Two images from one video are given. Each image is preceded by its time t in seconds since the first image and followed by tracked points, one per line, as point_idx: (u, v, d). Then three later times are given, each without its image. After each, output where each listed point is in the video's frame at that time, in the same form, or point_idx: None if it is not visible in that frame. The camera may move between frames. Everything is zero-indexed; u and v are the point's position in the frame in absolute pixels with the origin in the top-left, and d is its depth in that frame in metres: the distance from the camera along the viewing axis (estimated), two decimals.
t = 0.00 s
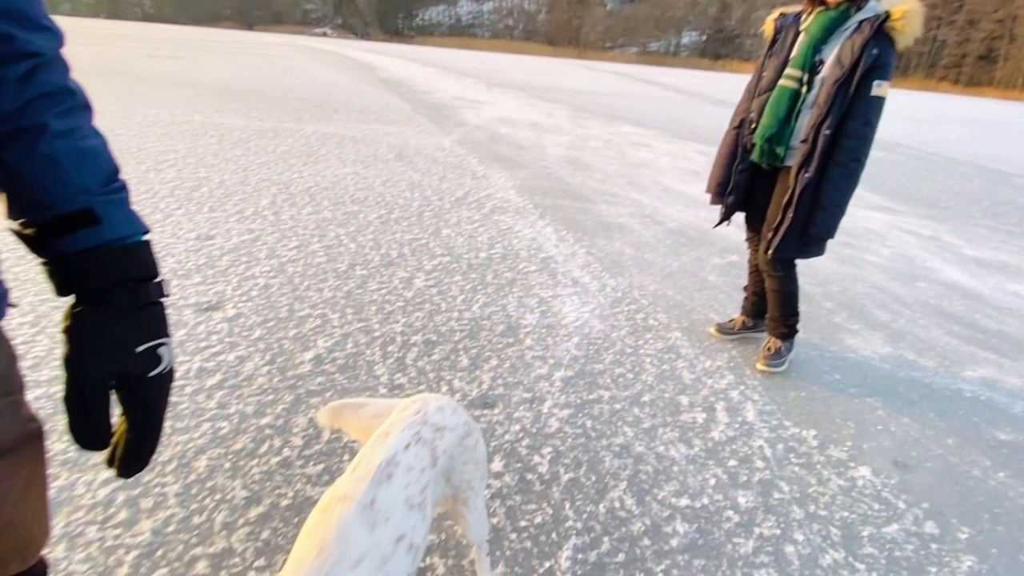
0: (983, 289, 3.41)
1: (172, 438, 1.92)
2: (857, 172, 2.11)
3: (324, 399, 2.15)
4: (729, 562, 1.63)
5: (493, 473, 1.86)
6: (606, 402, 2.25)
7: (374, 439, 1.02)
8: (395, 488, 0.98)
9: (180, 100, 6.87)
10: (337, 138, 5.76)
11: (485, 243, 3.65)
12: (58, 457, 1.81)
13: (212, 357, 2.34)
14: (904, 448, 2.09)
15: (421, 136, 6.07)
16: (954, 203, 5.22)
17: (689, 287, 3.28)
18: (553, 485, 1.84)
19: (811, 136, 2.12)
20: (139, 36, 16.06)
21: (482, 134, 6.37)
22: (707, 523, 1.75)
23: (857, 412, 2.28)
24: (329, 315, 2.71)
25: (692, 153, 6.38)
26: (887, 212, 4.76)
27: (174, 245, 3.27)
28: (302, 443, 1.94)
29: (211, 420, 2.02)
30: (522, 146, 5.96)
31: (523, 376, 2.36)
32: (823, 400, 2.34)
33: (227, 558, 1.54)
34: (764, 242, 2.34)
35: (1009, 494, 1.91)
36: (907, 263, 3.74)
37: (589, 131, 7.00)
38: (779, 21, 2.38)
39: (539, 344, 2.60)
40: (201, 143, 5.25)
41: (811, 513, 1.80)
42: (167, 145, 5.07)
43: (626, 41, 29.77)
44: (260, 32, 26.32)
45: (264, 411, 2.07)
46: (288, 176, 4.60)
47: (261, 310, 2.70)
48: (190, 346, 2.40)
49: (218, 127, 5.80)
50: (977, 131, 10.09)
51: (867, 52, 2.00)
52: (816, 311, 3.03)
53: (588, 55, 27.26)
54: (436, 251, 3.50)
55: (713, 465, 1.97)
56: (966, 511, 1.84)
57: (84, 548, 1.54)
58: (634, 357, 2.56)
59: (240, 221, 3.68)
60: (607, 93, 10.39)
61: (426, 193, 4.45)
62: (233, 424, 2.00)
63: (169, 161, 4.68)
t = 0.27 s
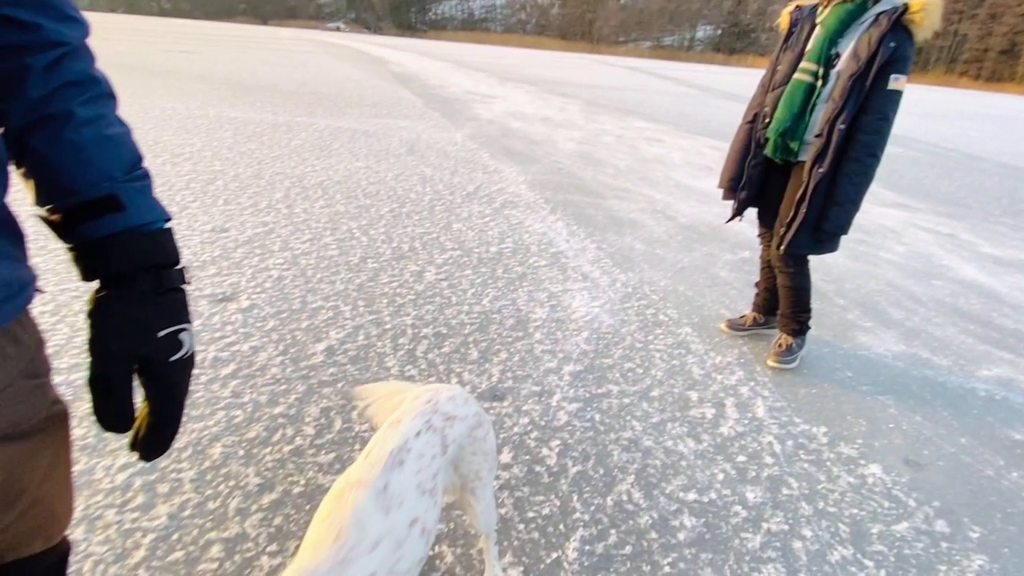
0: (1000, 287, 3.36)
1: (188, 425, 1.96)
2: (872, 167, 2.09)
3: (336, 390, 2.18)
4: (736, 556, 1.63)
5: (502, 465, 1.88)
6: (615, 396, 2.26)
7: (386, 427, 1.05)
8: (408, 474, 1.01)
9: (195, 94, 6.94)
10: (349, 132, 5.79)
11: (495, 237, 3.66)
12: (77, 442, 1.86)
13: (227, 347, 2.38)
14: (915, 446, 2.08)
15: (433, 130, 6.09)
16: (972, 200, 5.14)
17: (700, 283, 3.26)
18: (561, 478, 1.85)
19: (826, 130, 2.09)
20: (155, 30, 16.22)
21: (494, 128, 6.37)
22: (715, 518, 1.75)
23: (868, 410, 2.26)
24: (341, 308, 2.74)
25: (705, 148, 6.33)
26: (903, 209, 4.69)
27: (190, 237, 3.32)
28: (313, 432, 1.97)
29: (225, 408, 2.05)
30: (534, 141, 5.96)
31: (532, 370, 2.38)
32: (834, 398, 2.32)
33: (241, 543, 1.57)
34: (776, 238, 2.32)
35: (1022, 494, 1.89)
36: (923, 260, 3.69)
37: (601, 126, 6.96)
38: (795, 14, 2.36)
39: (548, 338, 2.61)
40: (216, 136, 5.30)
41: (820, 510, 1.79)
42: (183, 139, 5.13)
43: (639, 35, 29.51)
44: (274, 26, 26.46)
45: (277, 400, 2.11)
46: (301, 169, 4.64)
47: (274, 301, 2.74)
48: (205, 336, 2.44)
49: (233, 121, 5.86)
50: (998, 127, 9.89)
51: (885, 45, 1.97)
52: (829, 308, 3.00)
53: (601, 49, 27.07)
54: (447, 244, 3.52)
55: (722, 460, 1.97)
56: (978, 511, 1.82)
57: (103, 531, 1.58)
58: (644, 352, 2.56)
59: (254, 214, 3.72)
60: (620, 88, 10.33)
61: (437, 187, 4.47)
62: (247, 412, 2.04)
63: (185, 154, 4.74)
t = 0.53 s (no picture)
0: (1018, 286, 3.31)
1: (203, 413, 2.00)
2: (887, 162, 2.07)
3: (347, 380, 2.21)
4: (743, 550, 1.64)
5: (510, 456, 1.89)
6: (624, 390, 2.26)
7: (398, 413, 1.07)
8: (420, 458, 1.04)
9: (211, 88, 7.01)
10: (362, 127, 5.82)
11: (506, 231, 3.67)
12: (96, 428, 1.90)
13: (241, 337, 2.42)
14: (927, 444, 2.06)
15: (445, 125, 6.10)
16: (991, 197, 5.05)
17: (711, 278, 3.25)
18: (569, 470, 1.86)
19: (841, 125, 2.07)
20: (170, 24, 16.37)
21: (506, 123, 6.36)
22: (722, 512, 1.76)
23: (880, 407, 2.25)
24: (353, 300, 2.77)
25: (718, 143, 6.28)
26: (920, 206, 4.63)
27: (205, 229, 3.36)
28: (325, 421, 2.00)
29: (240, 397, 2.09)
30: (545, 135, 5.95)
31: (541, 363, 2.39)
32: (845, 395, 2.31)
33: (254, 528, 1.60)
34: (788, 233, 2.31)
35: None
36: (939, 258, 3.64)
37: (613, 120, 6.93)
38: (810, 7, 2.34)
39: (558, 332, 2.61)
40: (231, 130, 5.36)
41: (828, 506, 1.79)
42: (198, 132, 5.19)
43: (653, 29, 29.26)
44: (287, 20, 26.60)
45: (290, 389, 2.14)
46: (314, 163, 4.67)
47: (288, 293, 2.77)
48: (219, 326, 2.48)
49: (248, 115, 5.92)
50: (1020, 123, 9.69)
51: (903, 37, 1.95)
52: (842, 304, 2.98)
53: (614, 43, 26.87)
54: (458, 238, 3.53)
55: (730, 455, 1.98)
56: (990, 509, 1.81)
57: (121, 514, 1.62)
58: (653, 347, 2.56)
59: (268, 207, 3.76)
60: (633, 83, 10.26)
61: (449, 181, 4.48)
62: (261, 401, 2.07)
63: (200, 148, 4.80)
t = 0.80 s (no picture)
0: None
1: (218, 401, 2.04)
2: (902, 157, 2.05)
3: (359, 371, 2.24)
4: (750, 544, 1.64)
5: (519, 447, 1.91)
6: (633, 384, 2.27)
7: (411, 407, 1.22)
8: (433, 443, 1.16)
9: (225, 82, 7.07)
10: (374, 121, 5.85)
11: (517, 226, 3.67)
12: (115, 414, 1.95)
13: (255, 327, 2.46)
14: (939, 441, 2.05)
15: (456, 119, 6.11)
16: (1011, 194, 4.96)
17: (722, 274, 3.24)
18: (577, 462, 1.88)
19: (856, 119, 2.05)
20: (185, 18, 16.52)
21: (517, 117, 6.36)
22: (729, 506, 1.76)
23: (891, 404, 2.23)
24: (365, 292, 2.80)
25: (731, 138, 6.22)
26: (936, 203, 4.56)
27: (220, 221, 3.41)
28: (337, 411, 2.03)
29: (254, 386, 2.12)
30: (557, 130, 5.94)
31: (550, 357, 2.40)
32: (855, 391, 2.30)
33: (267, 513, 1.63)
34: (801, 228, 2.29)
35: None
36: (955, 255, 3.60)
37: (625, 115, 6.90)
38: None
39: (567, 326, 2.62)
40: (245, 124, 5.41)
41: (837, 502, 1.79)
42: (213, 126, 5.25)
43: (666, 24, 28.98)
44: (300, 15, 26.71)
45: (303, 379, 2.17)
46: (327, 157, 4.71)
47: (301, 285, 2.81)
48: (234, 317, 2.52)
49: (261, 108, 5.97)
50: None
51: (920, 30, 1.93)
52: (854, 301, 2.95)
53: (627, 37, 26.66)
54: (469, 232, 3.55)
55: (739, 450, 1.98)
56: (1002, 508, 1.79)
57: (138, 498, 1.66)
58: (663, 342, 2.56)
59: (282, 200, 3.81)
60: (646, 77, 10.19)
61: (460, 175, 4.50)
62: (274, 390, 2.11)
63: (215, 141, 4.85)
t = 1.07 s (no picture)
0: None
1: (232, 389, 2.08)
2: (918, 151, 2.03)
3: (370, 361, 2.27)
4: (757, 537, 1.65)
5: (528, 439, 1.93)
6: (641, 378, 2.27)
7: (427, 393, 1.23)
8: (449, 429, 1.18)
9: (239, 76, 7.13)
10: (386, 115, 5.88)
11: (527, 220, 3.68)
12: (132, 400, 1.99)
13: (268, 318, 2.49)
14: (950, 439, 2.04)
15: (468, 114, 6.12)
16: None
17: (733, 269, 3.23)
18: (584, 453, 1.89)
19: (870, 113, 2.03)
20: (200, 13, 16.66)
21: (529, 112, 6.35)
22: (737, 499, 1.76)
23: (902, 401, 2.22)
24: (376, 284, 2.82)
25: (744, 134, 6.17)
26: (953, 200, 4.50)
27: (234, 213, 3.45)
28: (348, 400, 2.06)
29: (267, 374, 2.16)
30: (568, 125, 5.92)
31: (559, 350, 2.41)
32: (866, 388, 2.29)
33: (279, 499, 1.67)
34: (813, 224, 2.27)
35: None
36: (971, 252, 3.55)
37: (637, 110, 6.86)
38: None
39: (577, 320, 2.63)
40: (259, 118, 5.46)
41: (846, 497, 1.79)
42: (228, 120, 5.30)
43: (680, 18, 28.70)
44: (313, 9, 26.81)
45: (315, 369, 2.20)
46: (339, 150, 4.74)
47: (313, 277, 2.84)
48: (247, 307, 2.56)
49: (275, 102, 6.01)
50: None
51: (937, 23, 1.90)
52: (867, 298, 2.93)
53: (640, 32, 26.44)
54: (479, 226, 3.56)
55: (747, 444, 1.98)
56: (1013, 506, 1.78)
57: (155, 482, 1.70)
58: (672, 336, 2.56)
59: (295, 193, 3.84)
60: (658, 72, 10.12)
61: (471, 170, 4.51)
62: (287, 379, 2.14)
63: (229, 135, 4.90)
